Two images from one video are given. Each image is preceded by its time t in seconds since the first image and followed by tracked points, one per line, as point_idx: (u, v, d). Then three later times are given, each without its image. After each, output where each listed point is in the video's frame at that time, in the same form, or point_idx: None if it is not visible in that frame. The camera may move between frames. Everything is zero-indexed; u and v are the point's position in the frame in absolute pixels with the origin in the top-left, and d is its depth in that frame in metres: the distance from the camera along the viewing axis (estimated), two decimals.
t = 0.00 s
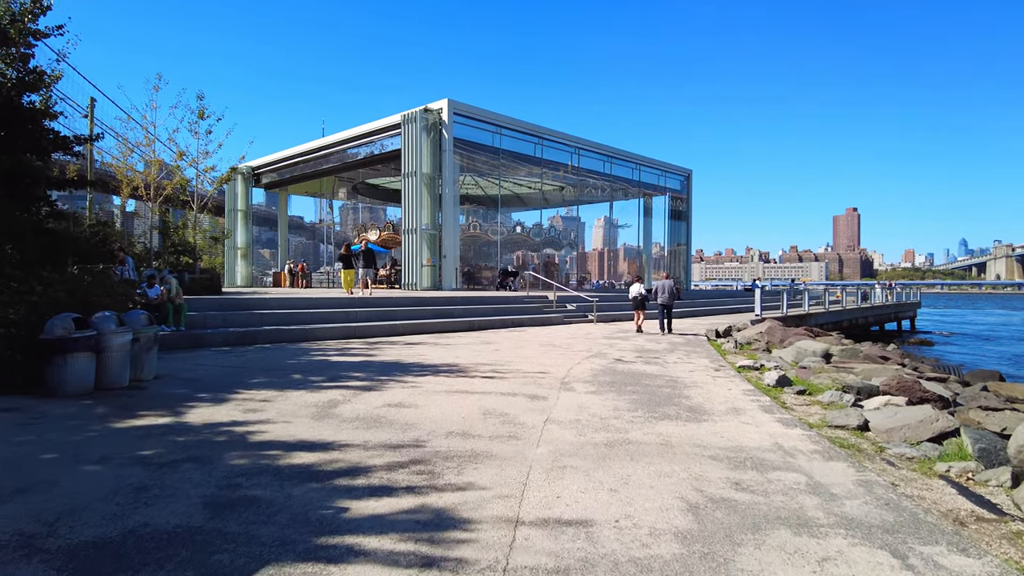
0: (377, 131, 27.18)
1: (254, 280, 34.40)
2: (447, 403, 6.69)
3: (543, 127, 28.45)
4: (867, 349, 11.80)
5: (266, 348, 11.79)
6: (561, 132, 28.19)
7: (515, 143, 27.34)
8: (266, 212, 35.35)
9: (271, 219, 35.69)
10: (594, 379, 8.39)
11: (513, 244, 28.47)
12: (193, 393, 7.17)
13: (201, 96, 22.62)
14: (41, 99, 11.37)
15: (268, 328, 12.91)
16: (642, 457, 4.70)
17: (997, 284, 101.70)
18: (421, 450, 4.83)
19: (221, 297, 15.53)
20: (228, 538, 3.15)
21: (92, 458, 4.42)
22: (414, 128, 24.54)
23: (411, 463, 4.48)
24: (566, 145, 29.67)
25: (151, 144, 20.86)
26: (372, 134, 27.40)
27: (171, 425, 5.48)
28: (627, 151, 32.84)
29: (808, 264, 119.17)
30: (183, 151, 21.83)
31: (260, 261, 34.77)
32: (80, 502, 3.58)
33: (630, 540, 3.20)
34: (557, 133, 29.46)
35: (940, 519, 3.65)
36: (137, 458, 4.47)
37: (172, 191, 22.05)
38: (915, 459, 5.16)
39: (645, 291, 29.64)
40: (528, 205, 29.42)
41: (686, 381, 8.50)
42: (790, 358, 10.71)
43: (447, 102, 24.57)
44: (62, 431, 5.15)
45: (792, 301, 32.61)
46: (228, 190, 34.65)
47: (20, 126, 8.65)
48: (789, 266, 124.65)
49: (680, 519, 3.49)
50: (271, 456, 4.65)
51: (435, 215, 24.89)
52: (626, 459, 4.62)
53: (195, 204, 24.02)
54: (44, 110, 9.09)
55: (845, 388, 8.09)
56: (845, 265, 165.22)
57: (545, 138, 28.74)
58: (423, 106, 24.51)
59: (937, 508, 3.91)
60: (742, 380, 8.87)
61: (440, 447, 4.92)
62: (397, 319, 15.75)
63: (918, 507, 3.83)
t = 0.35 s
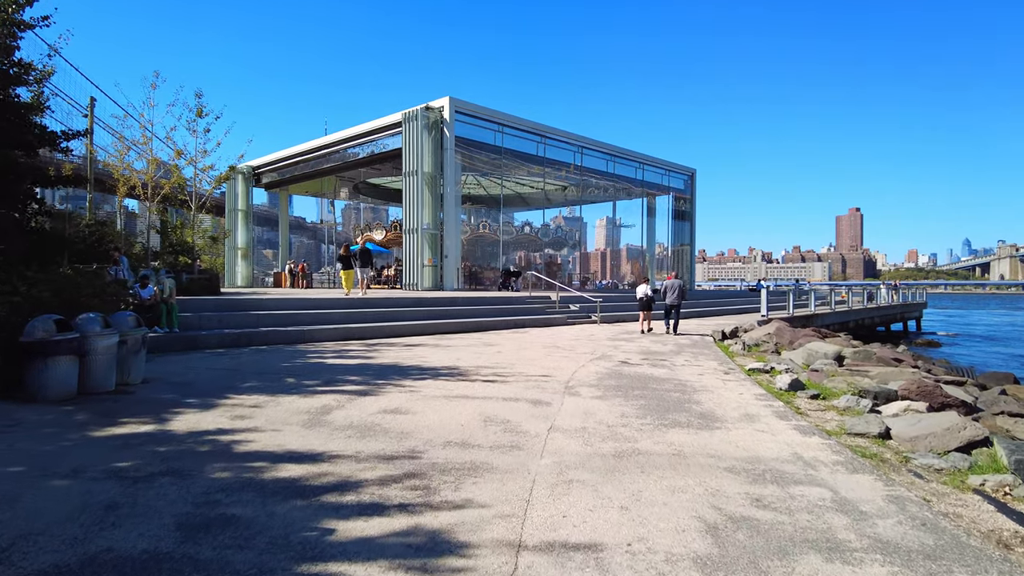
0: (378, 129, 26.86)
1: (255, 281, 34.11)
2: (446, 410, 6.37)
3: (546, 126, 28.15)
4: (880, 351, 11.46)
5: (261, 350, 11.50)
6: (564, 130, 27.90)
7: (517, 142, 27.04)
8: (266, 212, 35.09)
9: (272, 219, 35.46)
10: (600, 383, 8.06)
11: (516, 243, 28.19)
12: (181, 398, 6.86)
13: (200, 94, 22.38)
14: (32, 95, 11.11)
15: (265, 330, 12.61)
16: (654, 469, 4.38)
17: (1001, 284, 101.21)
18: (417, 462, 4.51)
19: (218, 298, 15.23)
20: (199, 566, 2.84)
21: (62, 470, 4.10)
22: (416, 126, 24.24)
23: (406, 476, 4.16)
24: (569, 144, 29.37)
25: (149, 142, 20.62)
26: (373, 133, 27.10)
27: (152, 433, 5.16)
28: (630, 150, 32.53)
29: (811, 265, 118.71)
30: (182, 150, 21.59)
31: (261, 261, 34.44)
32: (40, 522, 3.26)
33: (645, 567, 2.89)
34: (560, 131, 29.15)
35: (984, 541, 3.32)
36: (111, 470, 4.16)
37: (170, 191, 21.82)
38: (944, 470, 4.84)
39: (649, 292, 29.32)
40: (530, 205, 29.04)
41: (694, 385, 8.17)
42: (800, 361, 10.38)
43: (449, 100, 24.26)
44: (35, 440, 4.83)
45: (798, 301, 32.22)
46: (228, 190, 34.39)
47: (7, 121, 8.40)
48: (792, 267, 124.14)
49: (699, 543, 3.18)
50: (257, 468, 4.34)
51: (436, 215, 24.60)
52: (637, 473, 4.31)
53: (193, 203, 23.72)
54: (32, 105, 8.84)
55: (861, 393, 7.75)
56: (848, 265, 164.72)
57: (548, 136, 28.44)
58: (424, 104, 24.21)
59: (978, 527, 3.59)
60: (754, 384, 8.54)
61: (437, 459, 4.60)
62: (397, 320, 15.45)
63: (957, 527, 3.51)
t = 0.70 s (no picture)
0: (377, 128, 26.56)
1: (254, 281, 33.80)
2: (443, 416, 6.07)
3: (546, 124, 27.88)
4: (890, 353, 11.16)
5: (254, 351, 11.20)
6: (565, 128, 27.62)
7: (517, 140, 26.76)
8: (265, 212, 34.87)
9: (271, 219, 35.26)
10: (602, 387, 7.76)
11: (516, 243, 27.78)
12: (165, 403, 6.55)
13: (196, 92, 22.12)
14: (19, 89, 10.83)
15: (258, 331, 12.32)
16: (663, 484, 4.09)
17: (1002, 284, 100.84)
18: (408, 475, 4.21)
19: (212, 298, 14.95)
20: None
21: (25, 485, 3.79)
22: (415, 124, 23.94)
23: (396, 492, 3.86)
24: (569, 142, 29.11)
25: (143, 140, 20.36)
26: (372, 131, 26.82)
27: (128, 442, 4.85)
28: (631, 149, 32.26)
29: (812, 265, 118.40)
30: (177, 148, 21.33)
31: (262, 261, 34.65)
32: None
33: None
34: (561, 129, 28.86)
35: None
36: (78, 485, 3.85)
37: (166, 189, 21.55)
38: (972, 482, 4.53)
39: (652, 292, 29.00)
40: (530, 204, 28.52)
41: (701, 389, 7.86)
42: (809, 363, 10.08)
43: (448, 98, 23.98)
44: (2, 450, 4.53)
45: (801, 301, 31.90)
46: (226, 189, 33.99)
47: None
48: (793, 267, 123.81)
49: (716, 569, 2.88)
50: (237, 482, 4.03)
51: (435, 214, 24.31)
52: (645, 488, 4.02)
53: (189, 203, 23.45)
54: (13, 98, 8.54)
55: (875, 396, 7.44)
56: (849, 265, 164.33)
57: (548, 135, 28.14)
58: (423, 103, 23.93)
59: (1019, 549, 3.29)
60: (762, 388, 8.24)
61: (431, 472, 4.30)
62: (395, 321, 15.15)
63: (997, 549, 3.20)
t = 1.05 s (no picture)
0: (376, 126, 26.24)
1: (253, 281, 33.53)
2: (438, 422, 5.75)
3: (547, 122, 27.55)
4: (902, 354, 10.82)
5: (247, 353, 10.89)
6: (566, 126, 27.30)
7: (518, 138, 26.44)
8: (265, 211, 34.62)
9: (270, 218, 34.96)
10: (605, 390, 7.43)
11: (516, 243, 27.43)
12: (145, 408, 6.20)
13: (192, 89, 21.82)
14: (5, 83, 10.52)
15: (251, 331, 12.03)
16: (672, 501, 3.78)
17: (1004, 284, 100.49)
18: (397, 491, 3.89)
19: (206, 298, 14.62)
20: None
21: None
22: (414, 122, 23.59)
23: (382, 511, 3.54)
24: (571, 140, 28.78)
25: (138, 137, 20.07)
26: (371, 129, 26.52)
27: (99, 452, 4.53)
28: (633, 148, 31.92)
29: (814, 265, 117.98)
30: (173, 146, 21.03)
31: (261, 262, 33.98)
32: None
33: None
34: (562, 127, 28.52)
35: None
36: (35, 502, 3.52)
37: (161, 187, 21.25)
38: (1005, 498, 4.20)
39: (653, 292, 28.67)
40: (531, 204, 28.13)
41: (709, 394, 7.54)
42: (819, 365, 9.75)
43: (447, 95, 23.64)
44: None
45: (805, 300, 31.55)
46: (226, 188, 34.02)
47: None
48: (794, 267, 123.34)
49: None
50: (210, 498, 3.70)
51: (435, 213, 23.99)
52: (654, 506, 3.69)
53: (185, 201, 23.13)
54: None
55: (891, 401, 7.10)
56: (851, 265, 163.90)
57: (549, 133, 27.81)
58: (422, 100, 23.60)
59: None
60: (773, 393, 7.90)
61: (421, 486, 3.98)
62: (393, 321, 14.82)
63: None
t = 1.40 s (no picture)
0: (375, 125, 25.94)
1: (253, 281, 33.39)
2: (432, 431, 5.45)
3: (549, 120, 27.23)
4: (915, 357, 10.49)
5: (239, 355, 10.59)
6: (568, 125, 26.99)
7: (519, 137, 26.14)
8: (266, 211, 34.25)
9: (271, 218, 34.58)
10: (607, 396, 7.12)
11: (517, 243, 27.08)
12: (125, 415, 5.90)
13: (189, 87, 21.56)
14: None
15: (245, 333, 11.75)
16: (683, 522, 3.47)
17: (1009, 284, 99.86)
18: (383, 510, 3.59)
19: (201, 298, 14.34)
20: None
21: None
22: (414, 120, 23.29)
23: (366, 534, 3.24)
24: (573, 138, 28.48)
25: (133, 135, 19.81)
26: (370, 128, 26.20)
27: (67, 466, 4.22)
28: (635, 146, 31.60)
29: (816, 265, 117.44)
30: (169, 144, 20.77)
31: (262, 261, 33.68)
32: None
33: None
34: (564, 125, 28.21)
35: None
36: None
37: (157, 186, 20.97)
38: None
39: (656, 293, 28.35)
40: (533, 203, 27.82)
41: (716, 399, 7.23)
42: (829, 368, 9.44)
43: (448, 93, 23.34)
44: None
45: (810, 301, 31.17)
46: (226, 187, 33.87)
47: None
48: (797, 267, 122.76)
49: None
50: (179, 519, 3.40)
51: (435, 212, 23.69)
52: (663, 528, 3.39)
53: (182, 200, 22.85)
54: None
55: (908, 406, 6.77)
56: (854, 265, 163.27)
57: (550, 131, 27.50)
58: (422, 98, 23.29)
59: None
60: (783, 398, 7.58)
61: (410, 505, 3.67)
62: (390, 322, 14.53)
63: None
